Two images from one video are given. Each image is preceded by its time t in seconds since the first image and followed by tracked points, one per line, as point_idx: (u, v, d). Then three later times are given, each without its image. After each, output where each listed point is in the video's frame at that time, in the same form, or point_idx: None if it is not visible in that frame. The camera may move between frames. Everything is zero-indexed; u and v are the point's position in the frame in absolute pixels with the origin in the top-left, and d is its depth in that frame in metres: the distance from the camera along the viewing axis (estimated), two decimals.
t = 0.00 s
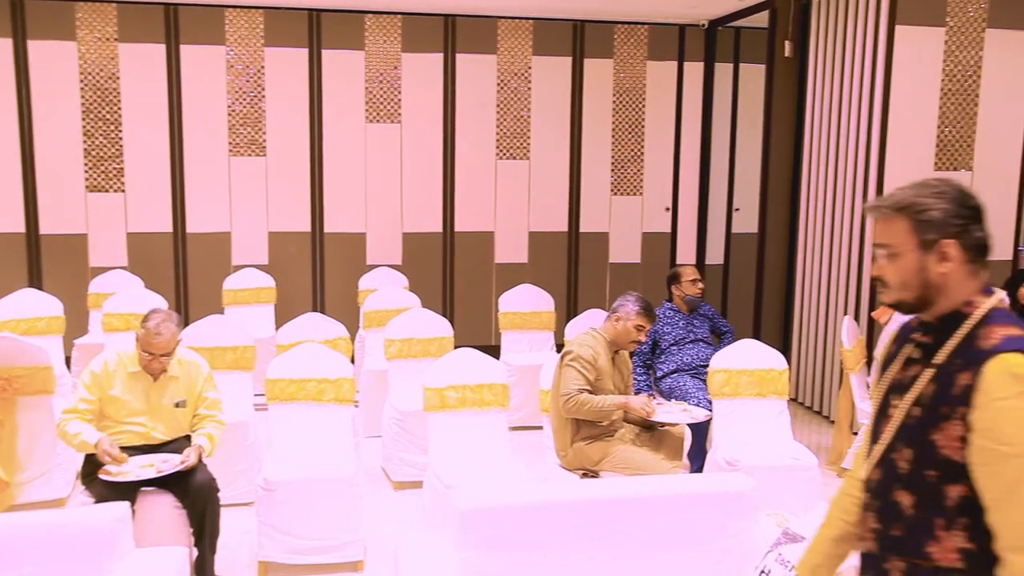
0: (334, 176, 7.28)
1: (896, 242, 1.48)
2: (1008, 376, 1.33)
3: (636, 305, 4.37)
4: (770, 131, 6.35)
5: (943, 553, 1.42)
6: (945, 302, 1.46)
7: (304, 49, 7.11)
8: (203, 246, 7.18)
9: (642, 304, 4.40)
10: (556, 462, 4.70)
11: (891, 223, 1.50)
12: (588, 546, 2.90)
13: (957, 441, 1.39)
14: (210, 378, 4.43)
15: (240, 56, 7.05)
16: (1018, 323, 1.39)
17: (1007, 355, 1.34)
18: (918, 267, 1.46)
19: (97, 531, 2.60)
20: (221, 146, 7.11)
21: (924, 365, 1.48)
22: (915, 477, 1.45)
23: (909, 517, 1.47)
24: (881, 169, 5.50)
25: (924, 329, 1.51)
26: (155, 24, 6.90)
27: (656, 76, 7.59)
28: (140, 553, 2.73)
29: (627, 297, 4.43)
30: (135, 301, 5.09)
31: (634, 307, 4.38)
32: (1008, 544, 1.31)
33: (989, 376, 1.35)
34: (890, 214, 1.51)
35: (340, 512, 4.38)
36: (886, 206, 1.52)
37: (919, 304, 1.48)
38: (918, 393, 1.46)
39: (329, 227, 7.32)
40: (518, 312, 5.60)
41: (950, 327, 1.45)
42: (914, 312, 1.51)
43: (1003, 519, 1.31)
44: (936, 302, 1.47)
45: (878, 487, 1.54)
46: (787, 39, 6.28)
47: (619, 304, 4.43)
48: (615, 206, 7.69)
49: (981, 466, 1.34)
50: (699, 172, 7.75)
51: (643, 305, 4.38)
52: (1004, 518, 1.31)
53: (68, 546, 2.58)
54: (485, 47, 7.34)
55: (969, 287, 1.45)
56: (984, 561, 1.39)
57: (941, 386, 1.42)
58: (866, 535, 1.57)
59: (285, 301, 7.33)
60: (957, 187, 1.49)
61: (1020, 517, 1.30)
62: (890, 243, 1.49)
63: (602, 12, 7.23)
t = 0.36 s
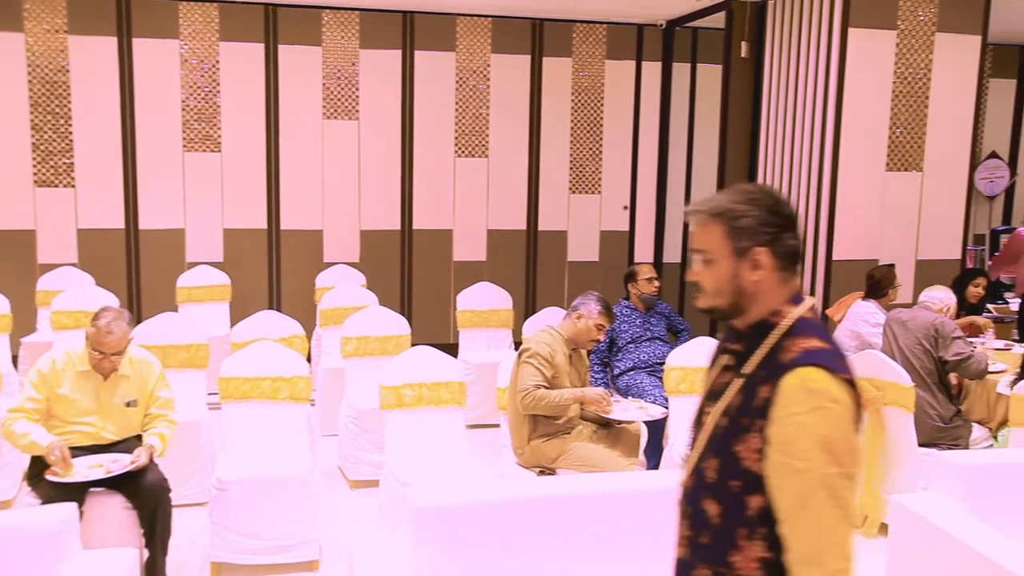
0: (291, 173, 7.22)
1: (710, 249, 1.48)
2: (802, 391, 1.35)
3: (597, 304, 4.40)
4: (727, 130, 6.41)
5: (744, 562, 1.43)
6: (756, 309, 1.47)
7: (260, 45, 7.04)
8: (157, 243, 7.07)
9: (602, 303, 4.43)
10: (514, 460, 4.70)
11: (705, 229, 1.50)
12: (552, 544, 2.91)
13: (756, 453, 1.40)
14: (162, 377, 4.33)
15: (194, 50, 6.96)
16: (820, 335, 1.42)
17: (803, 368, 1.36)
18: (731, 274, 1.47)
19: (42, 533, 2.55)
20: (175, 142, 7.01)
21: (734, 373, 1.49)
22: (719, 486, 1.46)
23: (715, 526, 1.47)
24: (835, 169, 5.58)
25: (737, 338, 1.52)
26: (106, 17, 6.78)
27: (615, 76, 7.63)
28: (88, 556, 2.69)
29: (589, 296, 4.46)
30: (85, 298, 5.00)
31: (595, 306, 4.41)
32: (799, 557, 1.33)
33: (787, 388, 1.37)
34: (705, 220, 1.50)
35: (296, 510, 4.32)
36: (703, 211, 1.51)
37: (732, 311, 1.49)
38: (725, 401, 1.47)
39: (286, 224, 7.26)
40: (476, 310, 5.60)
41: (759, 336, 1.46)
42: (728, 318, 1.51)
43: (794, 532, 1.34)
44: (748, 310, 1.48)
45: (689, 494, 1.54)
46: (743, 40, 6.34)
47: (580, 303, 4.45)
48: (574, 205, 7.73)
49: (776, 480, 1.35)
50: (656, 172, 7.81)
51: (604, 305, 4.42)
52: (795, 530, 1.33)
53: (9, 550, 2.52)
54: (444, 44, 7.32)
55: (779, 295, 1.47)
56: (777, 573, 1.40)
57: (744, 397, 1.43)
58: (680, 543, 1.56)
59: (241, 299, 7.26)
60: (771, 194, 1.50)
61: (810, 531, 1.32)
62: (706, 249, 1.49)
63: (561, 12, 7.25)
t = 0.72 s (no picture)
0: (247, 171, 7.16)
1: (529, 247, 1.48)
2: (614, 382, 1.38)
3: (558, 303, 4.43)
4: (685, 129, 6.46)
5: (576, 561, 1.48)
6: (578, 304, 1.48)
7: (215, 42, 6.97)
8: (110, 242, 6.97)
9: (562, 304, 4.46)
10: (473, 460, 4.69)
11: (524, 227, 1.49)
12: (509, 543, 2.91)
13: (575, 448, 1.44)
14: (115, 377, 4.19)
15: (148, 47, 6.88)
16: (638, 326, 1.45)
17: (615, 360, 1.40)
18: (551, 272, 1.47)
19: None
20: (128, 139, 6.92)
21: (561, 369, 1.51)
22: (547, 483, 1.49)
23: (548, 525, 1.50)
24: (790, 170, 5.66)
25: (562, 332, 1.54)
26: (57, 13, 6.67)
27: (573, 76, 7.67)
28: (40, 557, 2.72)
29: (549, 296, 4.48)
30: (35, 299, 4.92)
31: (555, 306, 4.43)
32: (589, 546, 1.37)
33: (600, 382, 1.40)
34: (523, 218, 1.49)
35: (251, 512, 4.28)
36: (520, 209, 1.50)
37: (556, 308, 1.50)
38: (554, 399, 1.50)
39: (242, 223, 7.20)
40: (436, 310, 5.60)
41: (582, 332, 1.48)
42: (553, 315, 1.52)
43: (597, 528, 1.36)
44: (571, 306, 1.49)
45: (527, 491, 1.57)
46: (700, 41, 6.40)
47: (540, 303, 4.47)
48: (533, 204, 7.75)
49: (586, 473, 1.38)
50: (616, 171, 7.86)
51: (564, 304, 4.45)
52: (597, 521, 1.36)
53: None
54: (402, 43, 7.31)
55: (599, 288, 1.48)
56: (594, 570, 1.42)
57: (566, 392, 1.45)
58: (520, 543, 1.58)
59: (196, 298, 7.19)
60: (586, 186, 1.50)
61: (607, 521, 1.36)
62: (525, 248, 1.48)
63: (520, 12, 7.27)
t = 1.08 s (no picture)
0: (203, 171, 7.08)
1: (340, 238, 1.54)
2: (410, 357, 1.42)
3: (516, 304, 4.42)
4: (643, 130, 6.51)
5: (386, 541, 1.50)
6: (389, 291, 1.54)
7: (170, 40, 6.88)
8: (62, 243, 6.84)
9: (519, 304, 4.46)
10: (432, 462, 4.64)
11: (335, 220, 1.56)
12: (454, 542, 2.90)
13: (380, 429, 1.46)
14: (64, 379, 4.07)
15: (101, 44, 6.76)
16: (439, 306, 1.50)
17: (414, 336, 1.44)
18: (359, 260, 1.53)
19: None
20: (80, 139, 6.79)
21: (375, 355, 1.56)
22: (357, 466, 1.50)
23: (360, 508, 1.51)
24: (747, 172, 5.72)
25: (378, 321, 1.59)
26: (6, 9, 6.52)
27: (533, 77, 7.69)
28: None
29: (507, 297, 4.47)
30: None
31: (513, 306, 4.42)
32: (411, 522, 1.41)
33: (398, 357, 1.43)
34: (334, 211, 1.57)
35: (206, 517, 4.20)
36: (331, 203, 1.58)
37: (368, 296, 1.56)
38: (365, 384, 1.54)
39: (199, 224, 7.11)
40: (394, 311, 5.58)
41: (391, 316, 1.53)
42: (368, 305, 1.58)
43: (410, 497, 1.40)
44: (382, 293, 1.55)
45: (346, 476, 1.58)
46: (659, 43, 6.45)
47: (499, 303, 4.44)
48: (492, 205, 7.75)
49: (393, 448, 1.42)
50: (575, 172, 7.90)
51: (521, 304, 4.45)
52: (410, 497, 1.41)
53: None
54: (360, 42, 7.27)
55: (408, 275, 1.54)
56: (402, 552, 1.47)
57: (372, 374, 1.50)
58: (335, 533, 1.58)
59: (150, 300, 7.10)
60: (393, 179, 1.58)
61: (417, 493, 1.40)
62: (336, 239, 1.55)
63: (480, 12, 7.27)
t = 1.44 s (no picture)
0: (153, 171, 6.97)
1: (175, 237, 1.55)
2: (243, 362, 1.45)
3: (470, 302, 4.35)
4: (600, 131, 6.53)
5: (218, 544, 1.51)
6: (227, 291, 1.57)
7: (118, 37, 6.75)
8: (8, 244, 6.68)
9: (474, 301, 4.39)
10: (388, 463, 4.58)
11: (169, 217, 1.56)
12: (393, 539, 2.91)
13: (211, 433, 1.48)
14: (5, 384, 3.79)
15: (46, 41, 6.61)
16: (277, 309, 1.52)
17: (247, 341, 1.46)
18: (195, 259, 1.54)
19: None
20: (26, 138, 6.64)
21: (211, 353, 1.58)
22: (188, 468, 1.52)
23: (191, 510, 1.53)
24: (703, 172, 5.78)
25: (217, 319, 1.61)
26: None
27: (489, 76, 7.69)
28: None
29: (460, 295, 4.40)
30: None
31: (468, 304, 4.36)
32: (245, 527, 1.45)
33: (230, 362, 1.46)
34: (168, 208, 1.56)
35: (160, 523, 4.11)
36: (163, 200, 1.57)
37: (206, 295, 1.58)
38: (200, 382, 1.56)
39: (150, 224, 7.01)
40: (351, 311, 5.54)
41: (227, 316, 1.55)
42: (205, 303, 1.59)
43: (244, 501, 1.44)
44: (220, 292, 1.57)
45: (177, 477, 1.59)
46: (615, 43, 6.49)
47: (453, 301, 4.36)
48: (449, 204, 7.74)
49: (225, 453, 1.45)
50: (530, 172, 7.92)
51: (476, 302, 4.38)
52: (243, 502, 1.45)
53: None
54: (314, 41, 7.21)
55: (246, 275, 1.57)
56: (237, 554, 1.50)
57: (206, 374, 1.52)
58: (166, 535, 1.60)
59: (100, 301, 6.98)
60: (226, 175, 1.58)
61: (253, 497, 1.44)
62: (171, 238, 1.55)
63: (435, 11, 7.24)
